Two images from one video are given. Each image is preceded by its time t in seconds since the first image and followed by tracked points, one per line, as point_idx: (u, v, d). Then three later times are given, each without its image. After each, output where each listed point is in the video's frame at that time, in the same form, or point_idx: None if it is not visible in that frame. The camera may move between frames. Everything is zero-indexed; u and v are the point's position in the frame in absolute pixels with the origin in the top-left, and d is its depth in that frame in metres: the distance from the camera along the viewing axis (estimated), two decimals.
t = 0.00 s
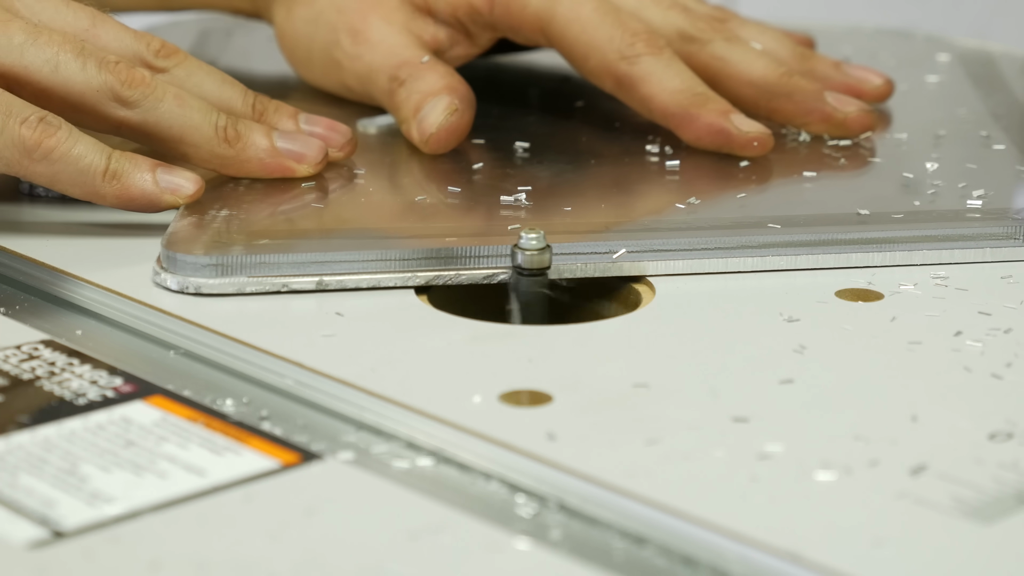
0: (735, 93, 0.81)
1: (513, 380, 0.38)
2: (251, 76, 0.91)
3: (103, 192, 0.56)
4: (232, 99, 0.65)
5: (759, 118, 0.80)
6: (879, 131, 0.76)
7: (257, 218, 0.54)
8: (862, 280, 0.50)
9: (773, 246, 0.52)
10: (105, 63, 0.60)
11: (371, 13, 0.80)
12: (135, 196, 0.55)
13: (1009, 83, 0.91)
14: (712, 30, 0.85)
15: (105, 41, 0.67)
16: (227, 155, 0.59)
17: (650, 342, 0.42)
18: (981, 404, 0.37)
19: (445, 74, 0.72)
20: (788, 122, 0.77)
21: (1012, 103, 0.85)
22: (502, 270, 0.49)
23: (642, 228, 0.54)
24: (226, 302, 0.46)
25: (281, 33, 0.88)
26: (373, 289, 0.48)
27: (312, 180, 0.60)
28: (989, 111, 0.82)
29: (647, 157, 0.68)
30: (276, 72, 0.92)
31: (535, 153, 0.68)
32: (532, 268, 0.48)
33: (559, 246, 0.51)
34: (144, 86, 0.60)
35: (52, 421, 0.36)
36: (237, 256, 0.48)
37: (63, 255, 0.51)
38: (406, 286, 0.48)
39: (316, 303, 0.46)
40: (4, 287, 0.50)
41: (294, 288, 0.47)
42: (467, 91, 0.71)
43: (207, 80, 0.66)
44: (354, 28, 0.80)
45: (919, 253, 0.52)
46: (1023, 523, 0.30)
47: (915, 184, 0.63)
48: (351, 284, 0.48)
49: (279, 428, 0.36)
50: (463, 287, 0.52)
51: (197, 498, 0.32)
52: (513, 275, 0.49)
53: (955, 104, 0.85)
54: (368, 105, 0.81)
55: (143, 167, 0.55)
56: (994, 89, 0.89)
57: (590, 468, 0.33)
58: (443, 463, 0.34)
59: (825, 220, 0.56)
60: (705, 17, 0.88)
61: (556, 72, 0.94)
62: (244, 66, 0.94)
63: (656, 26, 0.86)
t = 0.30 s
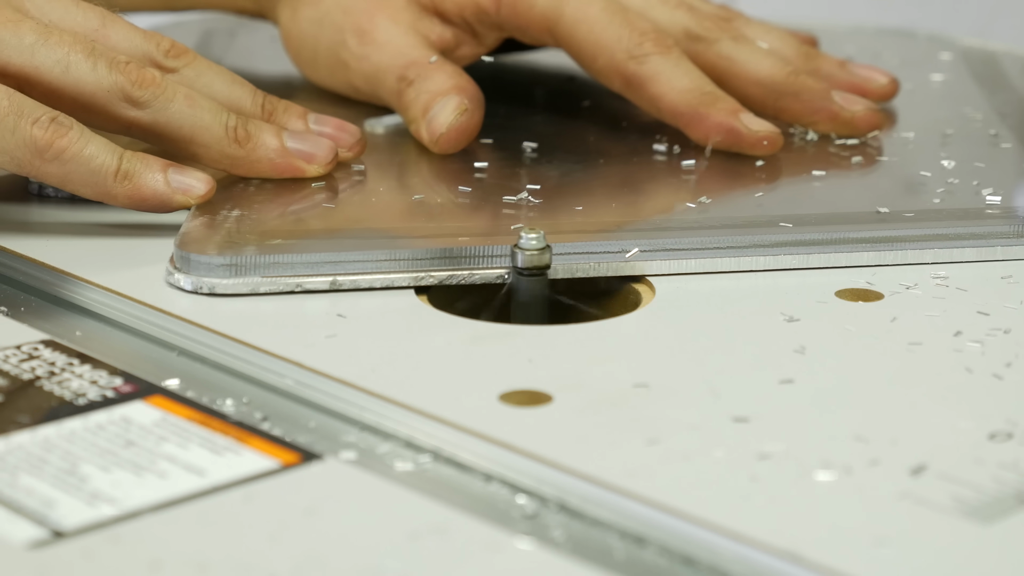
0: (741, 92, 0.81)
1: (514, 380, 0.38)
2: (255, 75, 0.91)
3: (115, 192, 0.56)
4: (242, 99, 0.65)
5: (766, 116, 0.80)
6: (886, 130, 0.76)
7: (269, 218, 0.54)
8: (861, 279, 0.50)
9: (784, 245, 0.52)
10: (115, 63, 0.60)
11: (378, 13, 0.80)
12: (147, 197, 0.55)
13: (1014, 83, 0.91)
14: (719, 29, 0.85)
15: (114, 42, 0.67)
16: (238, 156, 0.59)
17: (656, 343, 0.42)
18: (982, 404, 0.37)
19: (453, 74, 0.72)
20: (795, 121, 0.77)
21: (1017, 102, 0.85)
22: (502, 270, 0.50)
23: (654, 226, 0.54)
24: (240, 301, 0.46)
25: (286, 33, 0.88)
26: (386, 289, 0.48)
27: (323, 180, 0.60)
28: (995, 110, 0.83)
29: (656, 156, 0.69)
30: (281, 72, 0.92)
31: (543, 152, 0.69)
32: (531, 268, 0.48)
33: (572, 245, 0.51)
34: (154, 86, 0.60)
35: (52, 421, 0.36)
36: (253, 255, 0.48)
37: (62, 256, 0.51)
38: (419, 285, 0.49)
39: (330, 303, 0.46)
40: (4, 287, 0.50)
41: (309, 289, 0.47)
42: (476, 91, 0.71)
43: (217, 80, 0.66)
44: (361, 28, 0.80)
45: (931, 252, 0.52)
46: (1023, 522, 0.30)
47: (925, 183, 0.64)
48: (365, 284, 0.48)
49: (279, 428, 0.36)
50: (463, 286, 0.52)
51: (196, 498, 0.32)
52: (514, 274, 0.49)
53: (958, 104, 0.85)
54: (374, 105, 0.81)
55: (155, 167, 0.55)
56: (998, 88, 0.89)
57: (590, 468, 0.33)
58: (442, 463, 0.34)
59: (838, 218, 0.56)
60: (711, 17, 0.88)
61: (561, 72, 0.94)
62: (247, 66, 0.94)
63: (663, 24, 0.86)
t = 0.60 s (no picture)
0: (748, 92, 0.81)
1: (514, 380, 0.38)
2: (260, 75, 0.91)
3: (127, 192, 0.56)
4: (251, 99, 0.66)
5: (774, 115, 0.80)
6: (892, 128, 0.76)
7: (280, 218, 0.54)
8: (860, 279, 0.50)
9: (796, 245, 0.52)
10: (126, 63, 0.60)
11: (385, 13, 0.81)
12: (159, 198, 0.55)
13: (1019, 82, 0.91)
14: (726, 29, 0.85)
15: (124, 41, 0.67)
16: (248, 156, 0.59)
17: (662, 343, 0.42)
18: (982, 404, 0.37)
19: (462, 75, 0.72)
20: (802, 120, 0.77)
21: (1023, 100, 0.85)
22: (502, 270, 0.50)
23: (667, 226, 0.54)
24: (254, 301, 0.46)
25: (292, 33, 0.88)
26: (401, 289, 0.48)
27: (332, 180, 0.60)
28: (1001, 108, 0.83)
29: (665, 155, 0.69)
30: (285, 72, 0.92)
31: (551, 152, 0.69)
32: (531, 268, 0.48)
33: (582, 245, 0.51)
34: (165, 86, 0.60)
35: (52, 421, 0.36)
36: (266, 255, 0.48)
37: (62, 256, 0.51)
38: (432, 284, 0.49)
39: (344, 303, 0.46)
40: (4, 287, 0.50)
41: (322, 289, 0.47)
42: (485, 92, 0.71)
43: (227, 80, 0.66)
44: (368, 28, 0.80)
45: (942, 250, 0.53)
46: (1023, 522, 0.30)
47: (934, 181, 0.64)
48: (379, 284, 0.48)
49: (278, 428, 0.36)
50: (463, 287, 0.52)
51: (195, 498, 0.32)
52: (513, 274, 0.49)
53: (963, 102, 0.85)
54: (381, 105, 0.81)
55: (166, 167, 0.55)
56: (1003, 87, 0.89)
57: (590, 468, 0.33)
58: (442, 463, 0.34)
59: (849, 217, 0.56)
60: (716, 16, 0.88)
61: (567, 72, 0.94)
62: (252, 66, 0.94)
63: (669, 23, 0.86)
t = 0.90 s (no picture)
0: (753, 91, 0.81)
1: (514, 380, 0.38)
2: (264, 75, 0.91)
3: (138, 193, 0.56)
4: (260, 99, 0.66)
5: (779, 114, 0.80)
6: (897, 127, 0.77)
7: (291, 219, 0.54)
8: (861, 279, 0.50)
9: (806, 243, 0.53)
10: (136, 64, 0.60)
11: (391, 13, 0.81)
12: (171, 199, 0.55)
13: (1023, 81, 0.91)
14: (731, 28, 0.85)
15: (133, 42, 0.67)
16: (258, 156, 0.59)
17: (667, 344, 0.42)
18: (986, 405, 0.37)
19: (470, 74, 0.72)
20: (808, 119, 0.77)
21: None
22: (502, 270, 0.50)
23: (677, 225, 0.54)
24: (268, 301, 0.46)
25: (296, 33, 0.88)
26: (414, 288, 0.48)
27: (341, 180, 0.60)
28: (1005, 107, 0.83)
29: (675, 154, 0.69)
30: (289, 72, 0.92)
31: (559, 152, 0.69)
32: (532, 268, 0.48)
33: (592, 244, 0.51)
34: (175, 87, 0.60)
35: (52, 421, 0.36)
36: (279, 256, 0.48)
37: (64, 256, 0.51)
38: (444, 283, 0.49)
39: (357, 303, 0.46)
40: (4, 287, 0.50)
41: (335, 289, 0.47)
42: (493, 91, 0.71)
43: (235, 80, 0.66)
44: (374, 29, 0.80)
45: (954, 249, 0.53)
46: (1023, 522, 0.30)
47: (945, 180, 0.64)
48: (392, 284, 0.48)
49: (277, 428, 0.36)
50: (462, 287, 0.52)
51: (196, 498, 0.32)
52: (513, 275, 0.49)
53: (967, 101, 0.85)
54: (386, 105, 0.81)
55: (177, 168, 0.55)
56: (1007, 86, 0.89)
57: (590, 468, 0.33)
58: (442, 462, 0.34)
59: (858, 216, 0.56)
60: (721, 15, 0.88)
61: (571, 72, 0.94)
62: (255, 66, 0.94)
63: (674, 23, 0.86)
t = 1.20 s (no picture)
0: (758, 89, 0.81)
1: (514, 380, 0.38)
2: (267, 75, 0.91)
3: (148, 193, 0.56)
4: (268, 99, 0.66)
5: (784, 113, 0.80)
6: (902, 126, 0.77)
7: (301, 218, 0.54)
8: (862, 279, 0.50)
9: (816, 242, 0.53)
10: (145, 65, 0.60)
11: (397, 13, 0.80)
12: (181, 199, 0.55)
13: None
14: (737, 28, 0.85)
15: (141, 41, 0.67)
16: (267, 156, 0.59)
17: (671, 344, 0.42)
18: (989, 404, 0.37)
19: (478, 75, 0.72)
20: (814, 118, 0.77)
21: None
22: (502, 270, 0.50)
23: (688, 225, 0.54)
24: (282, 301, 0.46)
25: (300, 33, 0.88)
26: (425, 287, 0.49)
27: (350, 180, 0.61)
28: (1009, 106, 0.83)
29: (682, 152, 0.69)
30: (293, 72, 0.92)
31: (566, 151, 0.68)
32: (532, 268, 0.48)
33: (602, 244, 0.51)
34: (184, 87, 0.60)
35: (52, 421, 0.36)
36: (291, 255, 0.48)
37: (64, 257, 0.51)
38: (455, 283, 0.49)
39: (370, 303, 0.46)
40: (4, 287, 0.50)
41: (347, 288, 0.47)
42: (501, 91, 0.71)
43: (243, 80, 0.66)
44: (380, 28, 0.80)
45: (963, 247, 0.53)
46: None
47: (953, 178, 0.64)
48: (404, 284, 0.48)
49: (277, 427, 0.36)
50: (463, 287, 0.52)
51: (198, 498, 0.32)
52: (513, 274, 0.49)
53: (970, 99, 0.85)
54: (391, 105, 0.81)
55: (187, 168, 0.56)
56: (1010, 84, 0.90)
57: (590, 468, 0.33)
58: (442, 462, 0.34)
59: (867, 214, 0.56)
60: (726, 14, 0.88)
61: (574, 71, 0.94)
62: (258, 66, 0.94)
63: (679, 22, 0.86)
